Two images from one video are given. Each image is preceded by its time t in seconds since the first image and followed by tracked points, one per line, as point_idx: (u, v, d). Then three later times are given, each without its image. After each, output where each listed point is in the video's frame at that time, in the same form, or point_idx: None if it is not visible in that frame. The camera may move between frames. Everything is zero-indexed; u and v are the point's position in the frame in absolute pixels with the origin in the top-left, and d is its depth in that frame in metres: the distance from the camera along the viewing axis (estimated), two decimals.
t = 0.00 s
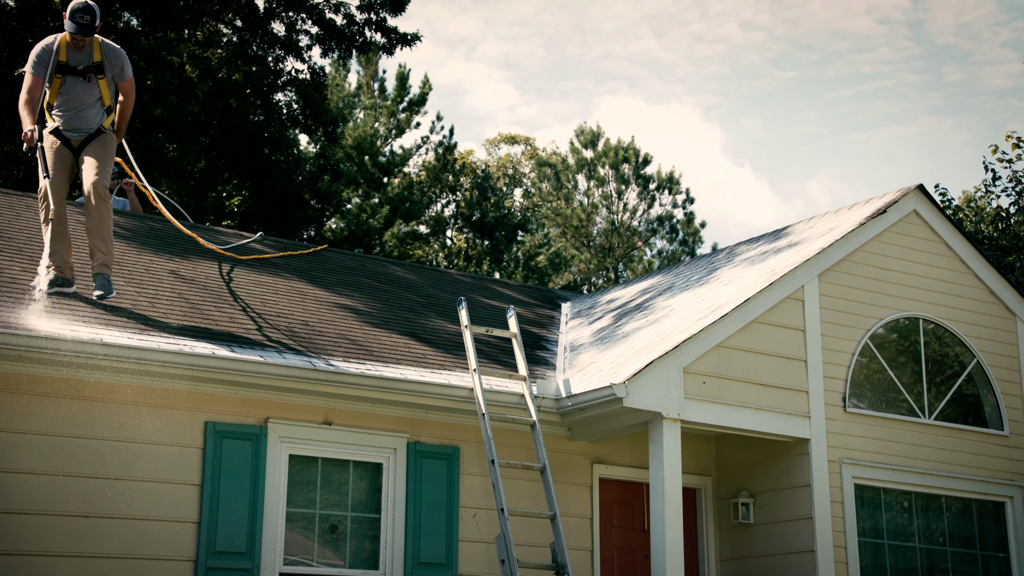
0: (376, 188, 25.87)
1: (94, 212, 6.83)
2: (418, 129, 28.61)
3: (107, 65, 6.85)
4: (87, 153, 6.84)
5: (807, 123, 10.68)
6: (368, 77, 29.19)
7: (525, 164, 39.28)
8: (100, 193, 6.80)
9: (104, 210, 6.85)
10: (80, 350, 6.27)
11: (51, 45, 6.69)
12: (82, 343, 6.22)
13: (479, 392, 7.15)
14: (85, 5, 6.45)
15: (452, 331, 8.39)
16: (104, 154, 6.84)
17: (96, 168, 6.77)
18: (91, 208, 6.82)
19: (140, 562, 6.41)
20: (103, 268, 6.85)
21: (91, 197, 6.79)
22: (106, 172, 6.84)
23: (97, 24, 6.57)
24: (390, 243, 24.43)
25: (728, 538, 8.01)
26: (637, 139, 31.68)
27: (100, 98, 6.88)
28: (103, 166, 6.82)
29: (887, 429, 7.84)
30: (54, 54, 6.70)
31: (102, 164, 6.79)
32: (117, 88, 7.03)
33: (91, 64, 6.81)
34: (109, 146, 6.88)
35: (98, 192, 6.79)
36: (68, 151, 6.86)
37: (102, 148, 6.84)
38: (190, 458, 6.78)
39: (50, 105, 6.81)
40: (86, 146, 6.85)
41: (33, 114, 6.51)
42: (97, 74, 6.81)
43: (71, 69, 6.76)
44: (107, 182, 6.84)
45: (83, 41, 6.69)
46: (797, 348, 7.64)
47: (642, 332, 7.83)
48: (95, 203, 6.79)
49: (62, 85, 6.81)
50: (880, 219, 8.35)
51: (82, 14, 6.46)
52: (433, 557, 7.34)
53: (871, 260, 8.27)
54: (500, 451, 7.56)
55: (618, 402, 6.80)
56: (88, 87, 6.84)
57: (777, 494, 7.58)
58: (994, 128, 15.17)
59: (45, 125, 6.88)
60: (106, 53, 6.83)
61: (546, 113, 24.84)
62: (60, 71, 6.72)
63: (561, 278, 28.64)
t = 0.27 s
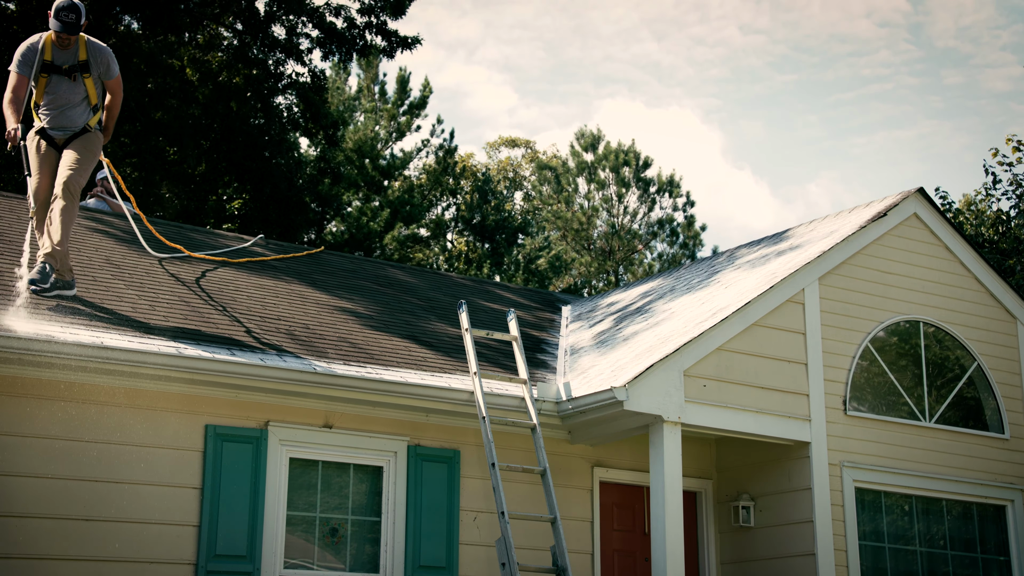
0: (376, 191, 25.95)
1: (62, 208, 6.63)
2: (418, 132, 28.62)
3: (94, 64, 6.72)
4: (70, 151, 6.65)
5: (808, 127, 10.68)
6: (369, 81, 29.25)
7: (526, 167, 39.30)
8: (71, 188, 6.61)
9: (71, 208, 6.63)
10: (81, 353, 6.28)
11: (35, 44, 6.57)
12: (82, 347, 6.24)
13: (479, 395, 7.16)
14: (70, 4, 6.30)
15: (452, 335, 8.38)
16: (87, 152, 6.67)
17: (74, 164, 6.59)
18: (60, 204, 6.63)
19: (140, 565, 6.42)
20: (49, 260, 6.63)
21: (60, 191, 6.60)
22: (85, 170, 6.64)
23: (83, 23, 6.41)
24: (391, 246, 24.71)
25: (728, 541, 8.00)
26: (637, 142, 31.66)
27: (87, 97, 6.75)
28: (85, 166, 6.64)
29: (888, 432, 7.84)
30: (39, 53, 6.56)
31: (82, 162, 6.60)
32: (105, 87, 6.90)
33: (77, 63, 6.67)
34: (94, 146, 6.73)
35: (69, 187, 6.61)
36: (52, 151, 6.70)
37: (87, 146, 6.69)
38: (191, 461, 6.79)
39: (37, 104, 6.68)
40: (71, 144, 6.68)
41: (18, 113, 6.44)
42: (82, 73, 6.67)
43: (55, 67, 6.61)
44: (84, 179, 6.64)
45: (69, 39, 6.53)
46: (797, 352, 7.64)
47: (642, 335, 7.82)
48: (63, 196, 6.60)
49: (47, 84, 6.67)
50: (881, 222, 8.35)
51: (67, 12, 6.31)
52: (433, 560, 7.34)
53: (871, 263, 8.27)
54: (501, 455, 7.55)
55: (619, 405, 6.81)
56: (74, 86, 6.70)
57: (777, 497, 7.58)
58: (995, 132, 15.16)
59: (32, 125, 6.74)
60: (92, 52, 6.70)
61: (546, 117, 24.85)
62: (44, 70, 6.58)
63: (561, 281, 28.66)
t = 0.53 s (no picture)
0: (378, 196, 26.06)
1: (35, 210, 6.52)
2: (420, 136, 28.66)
3: (81, 64, 6.71)
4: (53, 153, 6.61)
5: (809, 130, 10.69)
6: (371, 85, 29.37)
7: (528, 171, 39.33)
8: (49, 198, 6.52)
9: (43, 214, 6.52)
10: (83, 357, 6.28)
11: (21, 44, 6.53)
12: (85, 351, 6.24)
13: (482, 399, 7.16)
14: (57, 3, 6.33)
15: (454, 339, 8.37)
16: (71, 155, 6.63)
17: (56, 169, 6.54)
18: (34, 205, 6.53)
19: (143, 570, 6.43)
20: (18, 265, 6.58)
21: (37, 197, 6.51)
22: (66, 175, 6.58)
23: (70, 22, 6.43)
24: (393, 250, 24.40)
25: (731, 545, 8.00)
26: (638, 146, 31.70)
27: (74, 97, 6.72)
28: (66, 171, 6.58)
29: (891, 436, 7.83)
30: (25, 53, 6.53)
31: (62, 167, 6.55)
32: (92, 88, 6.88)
33: (63, 63, 6.65)
34: (80, 148, 6.69)
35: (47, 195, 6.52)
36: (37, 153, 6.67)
37: (72, 148, 6.65)
38: (193, 465, 6.80)
39: (24, 105, 6.66)
40: (56, 146, 6.63)
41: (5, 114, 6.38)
42: (70, 73, 6.66)
43: (42, 67, 6.59)
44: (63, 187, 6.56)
45: (55, 38, 6.52)
46: (800, 355, 7.64)
47: (645, 338, 7.82)
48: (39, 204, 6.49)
49: (35, 84, 6.64)
50: (883, 226, 8.34)
51: (53, 12, 6.34)
52: (435, 564, 7.34)
53: (873, 267, 8.27)
54: (503, 458, 7.55)
55: (621, 409, 6.82)
56: (61, 86, 6.68)
57: (780, 501, 7.57)
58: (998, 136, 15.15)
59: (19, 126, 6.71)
60: (79, 51, 6.69)
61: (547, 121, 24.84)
62: (31, 71, 6.56)
63: (564, 285, 28.70)
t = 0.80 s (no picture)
0: (385, 201, 25.87)
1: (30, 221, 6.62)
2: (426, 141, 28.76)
3: (73, 67, 6.69)
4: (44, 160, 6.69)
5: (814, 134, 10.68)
6: (378, 90, 29.54)
7: (535, 175, 39.36)
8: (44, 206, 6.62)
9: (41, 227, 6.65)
10: (92, 362, 6.29)
11: (13, 46, 6.54)
12: (93, 357, 6.25)
13: (489, 405, 7.16)
14: (47, 5, 6.23)
15: (461, 343, 8.37)
16: (62, 162, 6.70)
17: (48, 178, 6.62)
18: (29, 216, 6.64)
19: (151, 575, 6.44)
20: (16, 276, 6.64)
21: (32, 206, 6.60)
22: (58, 183, 6.68)
23: (61, 24, 6.36)
24: (400, 255, 24.71)
25: (739, 551, 7.99)
26: (645, 150, 31.79)
27: (65, 101, 6.78)
28: (59, 180, 6.68)
29: (899, 441, 7.82)
30: (17, 56, 6.55)
31: (54, 176, 6.63)
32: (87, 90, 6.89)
33: (55, 67, 6.65)
34: (71, 154, 6.76)
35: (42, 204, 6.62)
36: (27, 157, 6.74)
37: (63, 156, 6.71)
38: (201, 470, 6.82)
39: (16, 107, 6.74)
40: (47, 152, 6.70)
41: None
42: (61, 76, 6.66)
43: (33, 71, 6.62)
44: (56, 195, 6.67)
45: (46, 43, 6.50)
46: (807, 360, 7.63)
47: (652, 343, 7.81)
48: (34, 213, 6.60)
49: (27, 87, 6.70)
50: (890, 231, 8.34)
51: (44, 14, 6.25)
52: (443, 569, 7.34)
53: (881, 271, 8.26)
54: (510, 463, 7.55)
55: (628, 414, 6.82)
56: (52, 91, 6.72)
57: (788, 506, 7.56)
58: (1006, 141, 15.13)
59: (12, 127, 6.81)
60: (72, 55, 6.66)
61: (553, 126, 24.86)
62: (22, 74, 6.60)
63: (571, 290, 28.72)
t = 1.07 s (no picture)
0: (400, 206, 25.91)
1: (43, 226, 6.67)
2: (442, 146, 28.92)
3: (75, 72, 6.53)
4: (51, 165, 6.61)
5: (828, 137, 10.66)
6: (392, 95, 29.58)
7: (549, 180, 39.38)
8: (55, 211, 6.67)
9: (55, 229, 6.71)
10: (109, 368, 6.33)
11: (14, 51, 6.38)
12: (111, 363, 6.29)
13: (505, 410, 7.17)
14: (50, 9, 6.14)
15: (477, 348, 8.37)
16: (69, 167, 6.63)
17: (56, 183, 6.61)
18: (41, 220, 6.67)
19: None
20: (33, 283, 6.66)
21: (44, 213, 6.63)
22: (66, 188, 6.67)
23: (64, 29, 6.25)
24: (414, 260, 25.03)
25: (756, 556, 7.97)
26: (660, 155, 31.73)
27: (68, 106, 6.63)
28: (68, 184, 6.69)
29: (917, 446, 7.80)
30: (18, 61, 6.39)
31: (63, 181, 6.62)
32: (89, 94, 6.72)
33: (58, 71, 6.49)
34: (77, 159, 6.67)
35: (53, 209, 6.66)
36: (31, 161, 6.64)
37: (69, 161, 6.63)
38: (218, 476, 6.84)
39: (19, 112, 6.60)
40: (52, 157, 6.61)
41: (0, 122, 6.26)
42: (64, 82, 6.50)
43: (35, 76, 6.46)
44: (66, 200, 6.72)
45: (48, 47, 6.35)
46: (823, 365, 7.62)
47: (668, 348, 7.80)
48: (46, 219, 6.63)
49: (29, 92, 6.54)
50: (907, 235, 8.31)
51: (46, 19, 6.15)
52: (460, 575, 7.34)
53: (898, 276, 8.24)
54: (527, 469, 7.55)
55: (645, 419, 6.83)
56: (55, 96, 6.56)
57: (805, 511, 7.55)
58: None
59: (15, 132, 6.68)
60: (74, 60, 6.50)
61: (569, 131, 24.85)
62: (24, 79, 6.44)
63: (586, 295, 28.75)
